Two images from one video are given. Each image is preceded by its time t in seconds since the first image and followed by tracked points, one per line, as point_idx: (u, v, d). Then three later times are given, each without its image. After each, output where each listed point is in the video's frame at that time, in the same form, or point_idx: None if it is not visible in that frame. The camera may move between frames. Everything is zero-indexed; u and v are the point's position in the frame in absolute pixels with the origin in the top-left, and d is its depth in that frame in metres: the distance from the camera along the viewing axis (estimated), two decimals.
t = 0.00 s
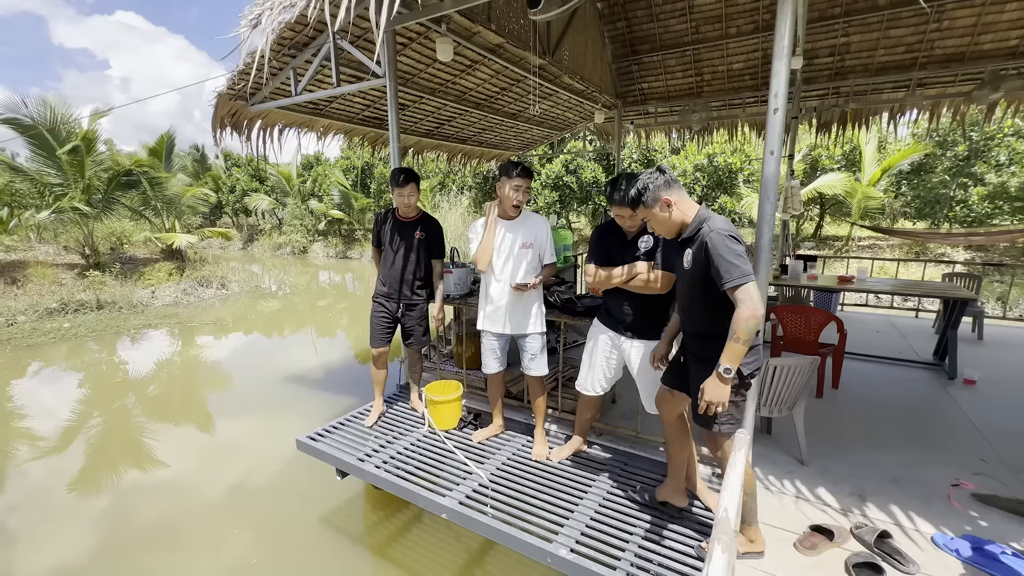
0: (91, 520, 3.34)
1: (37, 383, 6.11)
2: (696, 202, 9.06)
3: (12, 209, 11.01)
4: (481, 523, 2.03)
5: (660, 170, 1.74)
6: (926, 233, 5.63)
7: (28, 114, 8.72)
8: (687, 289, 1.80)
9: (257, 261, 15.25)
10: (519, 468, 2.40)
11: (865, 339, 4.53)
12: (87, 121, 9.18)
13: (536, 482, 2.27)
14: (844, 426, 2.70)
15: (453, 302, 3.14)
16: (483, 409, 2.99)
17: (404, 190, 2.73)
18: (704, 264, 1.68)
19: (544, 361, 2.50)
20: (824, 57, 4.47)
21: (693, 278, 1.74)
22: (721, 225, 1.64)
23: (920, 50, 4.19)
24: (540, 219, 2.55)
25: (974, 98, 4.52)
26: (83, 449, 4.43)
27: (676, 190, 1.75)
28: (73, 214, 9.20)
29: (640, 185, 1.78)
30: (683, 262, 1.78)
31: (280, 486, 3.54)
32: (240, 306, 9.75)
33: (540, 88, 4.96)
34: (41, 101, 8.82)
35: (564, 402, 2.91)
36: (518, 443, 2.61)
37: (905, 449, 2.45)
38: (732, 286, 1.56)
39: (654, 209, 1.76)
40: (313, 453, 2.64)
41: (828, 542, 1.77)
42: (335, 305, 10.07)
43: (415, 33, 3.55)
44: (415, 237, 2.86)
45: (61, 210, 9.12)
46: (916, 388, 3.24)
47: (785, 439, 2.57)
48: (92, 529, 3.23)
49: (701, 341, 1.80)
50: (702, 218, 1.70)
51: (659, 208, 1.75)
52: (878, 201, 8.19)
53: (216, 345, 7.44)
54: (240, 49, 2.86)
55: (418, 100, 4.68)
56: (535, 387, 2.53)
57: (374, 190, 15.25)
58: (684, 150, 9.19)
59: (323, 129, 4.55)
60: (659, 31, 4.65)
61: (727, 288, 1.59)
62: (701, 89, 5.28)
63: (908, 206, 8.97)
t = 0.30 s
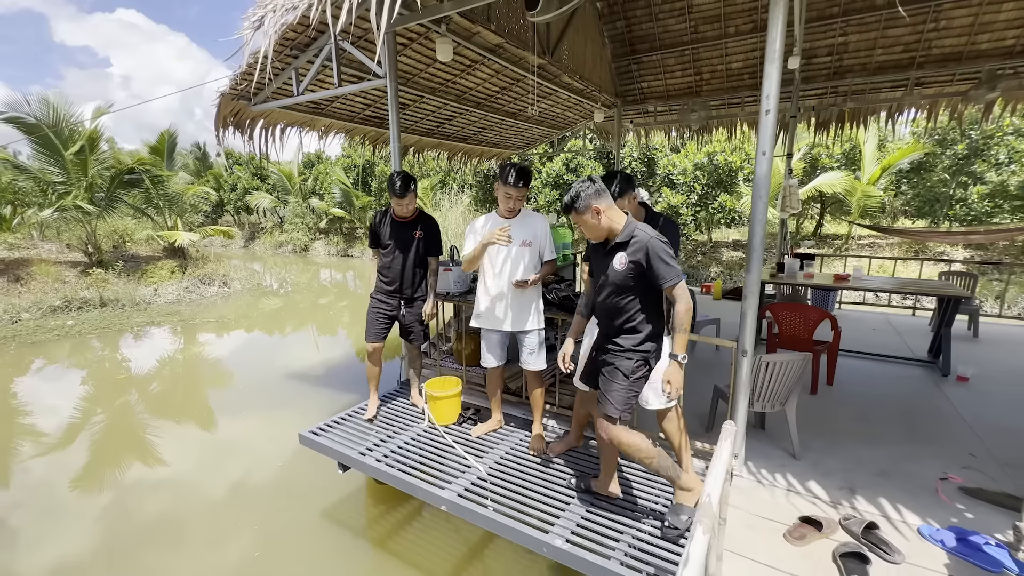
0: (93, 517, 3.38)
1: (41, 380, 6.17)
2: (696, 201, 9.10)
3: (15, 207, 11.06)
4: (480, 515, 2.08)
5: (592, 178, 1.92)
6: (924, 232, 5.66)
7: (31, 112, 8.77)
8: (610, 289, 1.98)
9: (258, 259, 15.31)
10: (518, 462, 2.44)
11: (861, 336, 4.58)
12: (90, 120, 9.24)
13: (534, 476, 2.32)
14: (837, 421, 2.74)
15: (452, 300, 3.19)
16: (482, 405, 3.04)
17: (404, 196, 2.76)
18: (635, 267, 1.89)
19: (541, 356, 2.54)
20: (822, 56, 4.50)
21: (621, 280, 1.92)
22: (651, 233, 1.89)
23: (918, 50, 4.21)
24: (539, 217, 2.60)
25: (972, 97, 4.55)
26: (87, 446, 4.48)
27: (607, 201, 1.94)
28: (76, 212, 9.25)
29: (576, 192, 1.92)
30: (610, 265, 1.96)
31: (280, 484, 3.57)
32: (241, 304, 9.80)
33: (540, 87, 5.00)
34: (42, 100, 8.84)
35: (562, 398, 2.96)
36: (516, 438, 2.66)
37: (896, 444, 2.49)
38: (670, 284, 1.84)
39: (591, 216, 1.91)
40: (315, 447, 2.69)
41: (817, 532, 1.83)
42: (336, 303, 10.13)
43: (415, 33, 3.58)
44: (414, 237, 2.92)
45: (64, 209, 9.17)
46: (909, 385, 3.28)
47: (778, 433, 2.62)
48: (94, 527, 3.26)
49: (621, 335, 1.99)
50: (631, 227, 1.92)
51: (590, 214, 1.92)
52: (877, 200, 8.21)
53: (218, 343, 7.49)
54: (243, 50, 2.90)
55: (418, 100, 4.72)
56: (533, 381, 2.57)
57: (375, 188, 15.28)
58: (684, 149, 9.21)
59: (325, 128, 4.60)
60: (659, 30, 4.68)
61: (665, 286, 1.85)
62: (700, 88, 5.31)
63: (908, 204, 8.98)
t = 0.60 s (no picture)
0: (95, 515, 3.40)
1: (43, 378, 6.20)
2: (695, 199, 9.12)
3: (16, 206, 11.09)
4: (480, 509, 2.11)
5: (539, 184, 1.90)
6: (923, 230, 5.67)
7: (33, 111, 8.80)
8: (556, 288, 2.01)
9: (259, 257, 15.34)
10: (518, 458, 2.47)
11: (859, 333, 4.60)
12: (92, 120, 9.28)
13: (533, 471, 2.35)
14: (833, 417, 2.77)
15: (453, 298, 3.22)
16: (482, 401, 3.07)
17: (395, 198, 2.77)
18: (580, 270, 1.92)
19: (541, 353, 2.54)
20: (821, 55, 4.52)
21: (567, 282, 1.95)
22: (596, 239, 1.90)
23: (916, 49, 4.23)
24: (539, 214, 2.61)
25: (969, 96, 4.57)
26: (88, 445, 4.51)
27: (553, 206, 1.92)
28: (77, 211, 9.28)
29: (523, 199, 1.89)
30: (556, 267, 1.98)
31: (281, 482, 3.59)
32: (242, 303, 9.83)
33: (540, 86, 5.02)
34: (43, 99, 8.87)
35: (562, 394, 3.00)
36: (516, 434, 2.70)
37: (891, 439, 2.52)
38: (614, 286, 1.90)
39: (539, 223, 1.90)
40: (318, 443, 2.72)
41: (811, 524, 1.87)
42: (336, 302, 10.17)
43: (415, 33, 3.61)
44: (403, 236, 2.97)
45: (66, 207, 9.21)
46: (905, 381, 3.32)
47: (775, 429, 2.64)
48: (94, 526, 3.28)
49: (566, 331, 2.04)
50: (578, 232, 1.93)
51: (539, 221, 1.91)
52: (877, 198, 8.23)
53: (219, 341, 7.53)
54: (245, 50, 2.92)
55: (419, 99, 4.74)
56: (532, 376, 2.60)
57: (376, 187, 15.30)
58: (684, 147, 9.23)
59: (325, 127, 4.62)
60: (658, 29, 4.70)
61: (610, 289, 1.90)
62: (700, 86, 5.33)
63: (907, 202, 9.00)
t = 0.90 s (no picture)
0: (94, 515, 3.40)
1: (43, 378, 6.20)
2: (694, 197, 9.14)
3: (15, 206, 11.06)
4: (482, 503, 2.13)
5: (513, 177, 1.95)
6: (921, 227, 5.71)
7: (33, 110, 8.80)
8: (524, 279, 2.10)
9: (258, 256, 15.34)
10: (518, 453, 2.50)
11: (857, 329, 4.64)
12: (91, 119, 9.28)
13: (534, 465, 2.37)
14: (830, 412, 2.80)
15: (453, 296, 3.24)
16: (482, 397, 3.11)
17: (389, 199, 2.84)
18: (549, 263, 2.02)
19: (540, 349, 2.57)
20: (819, 53, 4.54)
21: (535, 273, 2.05)
22: (566, 234, 2.00)
23: (914, 47, 4.25)
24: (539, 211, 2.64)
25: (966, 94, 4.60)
26: (89, 444, 4.52)
27: (526, 203, 1.99)
28: (77, 210, 9.27)
29: (496, 193, 1.94)
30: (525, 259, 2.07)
31: (281, 481, 3.59)
32: (242, 301, 9.84)
33: (539, 84, 5.03)
34: (43, 98, 8.85)
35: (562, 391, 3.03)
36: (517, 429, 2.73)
37: (887, 433, 2.55)
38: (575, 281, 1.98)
39: (510, 216, 1.95)
40: (320, 439, 2.75)
41: (808, 515, 1.90)
42: (336, 300, 10.18)
43: (415, 32, 3.62)
44: (389, 234, 3.05)
45: (65, 206, 9.20)
46: (901, 377, 3.35)
47: (773, 424, 2.67)
48: (94, 526, 3.27)
49: (533, 320, 2.13)
50: (549, 226, 2.01)
51: (514, 215, 1.96)
52: (875, 196, 8.26)
53: (218, 340, 7.53)
54: (246, 49, 2.94)
55: (418, 97, 4.76)
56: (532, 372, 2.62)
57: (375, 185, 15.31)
58: (682, 146, 9.25)
59: (325, 125, 4.64)
60: (658, 28, 4.72)
61: (574, 284, 1.98)
62: (698, 84, 5.35)
63: (905, 200, 9.04)
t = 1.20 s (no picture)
0: (90, 517, 3.39)
1: (40, 378, 6.19)
2: (691, 196, 9.18)
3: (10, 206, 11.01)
4: (485, 498, 2.16)
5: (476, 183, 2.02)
6: (915, 225, 5.77)
7: (30, 109, 8.78)
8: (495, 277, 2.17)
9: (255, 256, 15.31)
10: (518, 449, 2.53)
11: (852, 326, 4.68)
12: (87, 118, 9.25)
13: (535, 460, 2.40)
14: (827, 407, 2.84)
15: (453, 293, 3.27)
16: (483, 394, 3.13)
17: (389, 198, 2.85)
18: (519, 259, 2.10)
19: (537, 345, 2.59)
20: (815, 53, 4.58)
21: (506, 270, 2.13)
22: (532, 231, 2.10)
23: (908, 46, 4.30)
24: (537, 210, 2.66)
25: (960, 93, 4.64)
26: (86, 445, 4.52)
27: (490, 207, 2.06)
28: (74, 210, 9.24)
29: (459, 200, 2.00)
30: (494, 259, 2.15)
31: (278, 481, 3.59)
32: (240, 301, 9.83)
33: (537, 83, 5.05)
34: (39, 97, 8.82)
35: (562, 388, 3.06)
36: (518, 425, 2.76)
37: (883, 427, 2.59)
38: (547, 274, 2.10)
39: (479, 220, 2.01)
40: (322, 437, 2.77)
41: (805, 507, 1.93)
42: (333, 300, 10.18)
43: (415, 31, 3.63)
44: (387, 233, 3.08)
45: (62, 206, 9.17)
46: (896, 373, 3.39)
47: (771, 419, 2.71)
48: (89, 529, 3.26)
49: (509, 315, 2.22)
50: (515, 226, 2.10)
51: (479, 220, 2.03)
52: (870, 194, 8.31)
53: (215, 340, 7.52)
54: (247, 49, 2.94)
55: (417, 97, 4.77)
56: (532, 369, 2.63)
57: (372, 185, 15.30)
58: (679, 145, 9.29)
59: (324, 124, 4.65)
60: (655, 28, 4.75)
61: (547, 276, 2.10)
62: (695, 84, 5.38)
63: (900, 198, 9.12)
